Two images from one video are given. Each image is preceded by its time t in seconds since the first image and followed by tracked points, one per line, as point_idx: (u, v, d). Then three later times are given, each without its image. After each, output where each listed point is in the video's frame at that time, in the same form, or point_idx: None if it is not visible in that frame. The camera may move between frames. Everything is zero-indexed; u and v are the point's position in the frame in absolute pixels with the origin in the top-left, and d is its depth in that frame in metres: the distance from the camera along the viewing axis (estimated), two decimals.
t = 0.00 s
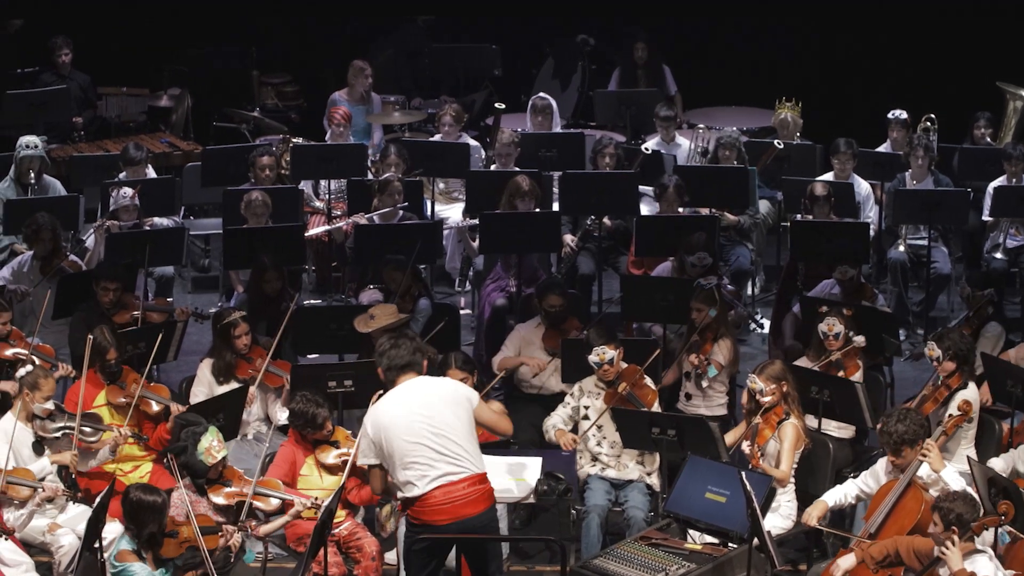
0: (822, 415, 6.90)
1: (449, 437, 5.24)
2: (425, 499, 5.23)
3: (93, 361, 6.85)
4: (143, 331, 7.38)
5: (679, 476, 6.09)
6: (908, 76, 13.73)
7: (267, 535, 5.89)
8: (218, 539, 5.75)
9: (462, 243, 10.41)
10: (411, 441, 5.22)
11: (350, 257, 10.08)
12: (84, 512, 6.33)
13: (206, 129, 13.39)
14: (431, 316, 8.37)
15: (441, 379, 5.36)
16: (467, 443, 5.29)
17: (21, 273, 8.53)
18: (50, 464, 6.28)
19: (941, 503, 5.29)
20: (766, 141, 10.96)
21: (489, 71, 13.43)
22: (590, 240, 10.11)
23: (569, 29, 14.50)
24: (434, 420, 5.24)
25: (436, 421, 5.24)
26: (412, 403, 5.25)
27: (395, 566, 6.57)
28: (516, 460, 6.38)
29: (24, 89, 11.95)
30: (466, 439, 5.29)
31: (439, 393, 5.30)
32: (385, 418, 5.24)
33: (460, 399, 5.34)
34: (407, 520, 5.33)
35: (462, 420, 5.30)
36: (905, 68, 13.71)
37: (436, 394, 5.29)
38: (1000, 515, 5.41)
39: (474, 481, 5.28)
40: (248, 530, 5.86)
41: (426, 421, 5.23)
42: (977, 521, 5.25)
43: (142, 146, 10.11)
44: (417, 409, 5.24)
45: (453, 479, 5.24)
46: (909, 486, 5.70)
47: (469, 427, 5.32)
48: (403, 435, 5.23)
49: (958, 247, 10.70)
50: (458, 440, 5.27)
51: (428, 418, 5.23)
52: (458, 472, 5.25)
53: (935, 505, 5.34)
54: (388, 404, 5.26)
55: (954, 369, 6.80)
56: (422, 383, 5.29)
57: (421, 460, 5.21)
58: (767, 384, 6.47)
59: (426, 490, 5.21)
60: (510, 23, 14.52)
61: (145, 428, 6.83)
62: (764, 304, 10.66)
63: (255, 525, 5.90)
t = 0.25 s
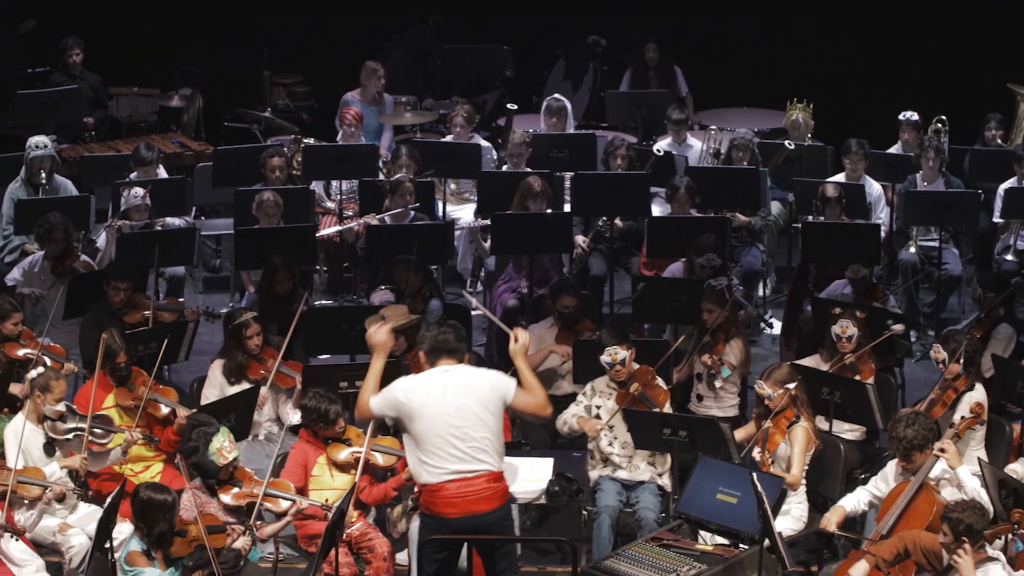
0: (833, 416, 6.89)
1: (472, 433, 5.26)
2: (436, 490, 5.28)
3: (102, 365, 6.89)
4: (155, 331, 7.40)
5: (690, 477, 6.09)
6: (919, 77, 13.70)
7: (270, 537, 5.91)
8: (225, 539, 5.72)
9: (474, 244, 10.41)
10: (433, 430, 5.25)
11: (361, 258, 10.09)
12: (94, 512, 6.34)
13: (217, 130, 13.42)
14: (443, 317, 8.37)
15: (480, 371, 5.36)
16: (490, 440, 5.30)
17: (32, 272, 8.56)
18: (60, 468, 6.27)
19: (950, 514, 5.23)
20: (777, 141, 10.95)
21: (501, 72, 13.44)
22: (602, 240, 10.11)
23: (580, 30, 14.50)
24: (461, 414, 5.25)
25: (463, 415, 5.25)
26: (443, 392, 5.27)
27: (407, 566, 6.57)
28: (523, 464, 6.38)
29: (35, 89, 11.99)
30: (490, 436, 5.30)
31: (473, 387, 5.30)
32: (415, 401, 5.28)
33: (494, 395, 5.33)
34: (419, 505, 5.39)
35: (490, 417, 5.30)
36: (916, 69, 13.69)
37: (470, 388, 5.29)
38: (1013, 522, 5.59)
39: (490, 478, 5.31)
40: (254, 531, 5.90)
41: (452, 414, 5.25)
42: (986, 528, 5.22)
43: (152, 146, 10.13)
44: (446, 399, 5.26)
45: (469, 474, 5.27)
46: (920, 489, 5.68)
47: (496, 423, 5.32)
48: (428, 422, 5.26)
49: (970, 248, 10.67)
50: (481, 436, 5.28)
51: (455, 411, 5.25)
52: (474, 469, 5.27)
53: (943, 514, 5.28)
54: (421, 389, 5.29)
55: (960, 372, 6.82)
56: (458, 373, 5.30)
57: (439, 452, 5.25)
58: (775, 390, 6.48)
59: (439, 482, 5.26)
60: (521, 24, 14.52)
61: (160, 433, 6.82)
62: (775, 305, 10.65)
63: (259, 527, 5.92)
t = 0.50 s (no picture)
0: (856, 418, 6.86)
1: (516, 436, 5.33)
2: (476, 489, 5.36)
3: (122, 362, 6.88)
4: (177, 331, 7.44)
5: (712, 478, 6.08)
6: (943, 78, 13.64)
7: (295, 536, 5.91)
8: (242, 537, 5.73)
9: (497, 244, 10.42)
10: (478, 431, 5.33)
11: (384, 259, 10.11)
12: (115, 512, 6.39)
13: (240, 130, 13.47)
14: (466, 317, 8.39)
15: (529, 376, 5.43)
16: (533, 443, 5.36)
17: (54, 272, 8.61)
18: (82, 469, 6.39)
19: (974, 516, 5.31)
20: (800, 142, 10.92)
21: (524, 73, 13.43)
22: (624, 241, 10.10)
23: (603, 31, 14.49)
24: (506, 417, 5.32)
25: (508, 419, 5.32)
26: (490, 394, 5.35)
27: (429, 566, 6.59)
28: (549, 462, 6.34)
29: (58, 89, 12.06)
30: (533, 439, 5.36)
31: (520, 391, 5.37)
32: (462, 401, 5.36)
33: (541, 400, 5.39)
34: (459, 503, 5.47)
35: (535, 421, 5.36)
36: (940, 71, 13.62)
37: (517, 391, 5.36)
38: None
39: (530, 481, 5.37)
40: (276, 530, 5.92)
41: (497, 416, 5.32)
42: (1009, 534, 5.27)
43: (175, 146, 10.17)
44: (493, 401, 5.34)
45: (510, 476, 5.34)
46: (942, 489, 5.67)
47: (541, 428, 5.38)
48: (474, 423, 5.34)
49: (994, 250, 10.61)
50: (525, 439, 5.34)
51: (501, 414, 5.32)
52: (515, 471, 5.34)
53: (966, 518, 5.36)
54: (470, 389, 5.37)
55: (978, 373, 6.78)
56: (506, 376, 5.37)
57: (482, 452, 5.33)
58: (796, 393, 6.51)
59: (480, 482, 5.34)
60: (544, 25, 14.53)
61: (184, 433, 6.79)
62: (798, 307, 10.62)
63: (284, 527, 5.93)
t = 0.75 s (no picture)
0: (870, 418, 6.85)
1: (548, 426, 5.27)
2: (504, 477, 5.31)
3: (136, 358, 6.92)
4: (190, 331, 7.47)
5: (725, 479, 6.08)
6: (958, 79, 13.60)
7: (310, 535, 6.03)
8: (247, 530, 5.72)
9: (511, 245, 10.43)
10: (509, 419, 5.28)
11: (399, 258, 10.13)
12: (130, 512, 6.44)
13: (255, 130, 13.50)
14: (480, 318, 8.40)
15: (564, 366, 5.34)
16: (564, 433, 5.31)
17: (67, 273, 8.65)
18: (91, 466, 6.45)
19: (985, 514, 5.23)
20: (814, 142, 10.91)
21: (538, 73, 13.43)
22: (639, 242, 10.10)
23: (617, 31, 14.49)
24: (539, 406, 5.27)
25: (540, 409, 5.27)
26: (524, 383, 5.29)
27: (442, 567, 6.60)
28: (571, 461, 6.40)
29: (73, 89, 12.09)
30: (564, 429, 5.31)
31: (554, 381, 5.30)
32: (495, 389, 5.30)
33: (575, 391, 5.32)
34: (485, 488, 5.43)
35: (567, 412, 5.30)
36: (955, 72, 13.59)
37: (551, 382, 5.30)
38: None
39: (558, 470, 5.32)
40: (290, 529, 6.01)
41: (528, 407, 5.27)
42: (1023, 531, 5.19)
43: (189, 146, 10.20)
44: (527, 390, 5.28)
45: (538, 464, 5.29)
46: (955, 490, 5.65)
47: (573, 419, 5.32)
48: (505, 412, 5.29)
49: (1008, 251, 10.58)
50: (556, 429, 5.29)
51: (534, 404, 5.27)
52: (545, 460, 5.29)
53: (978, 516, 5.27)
54: (504, 378, 5.31)
55: (995, 374, 6.77)
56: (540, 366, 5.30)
57: (512, 440, 5.28)
58: (811, 391, 6.48)
59: (508, 470, 5.29)
60: (558, 25, 14.53)
61: (195, 429, 6.69)
62: (812, 307, 10.61)
63: (298, 526, 6.05)
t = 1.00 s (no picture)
0: (882, 419, 6.83)
1: (563, 435, 5.12)
2: (518, 484, 5.19)
3: (148, 356, 6.93)
4: (203, 331, 7.48)
5: (738, 480, 6.08)
6: (971, 79, 13.56)
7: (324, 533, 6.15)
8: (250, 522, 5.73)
9: (523, 245, 10.43)
10: (523, 429, 5.11)
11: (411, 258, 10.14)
12: (144, 511, 6.43)
13: (267, 130, 13.52)
14: (492, 318, 8.40)
15: (578, 374, 5.16)
16: (578, 439, 5.17)
17: (79, 272, 8.67)
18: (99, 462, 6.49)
19: (1006, 504, 5.33)
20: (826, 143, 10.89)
21: (551, 73, 13.43)
22: (651, 242, 10.09)
23: (630, 30, 14.48)
24: (554, 416, 5.10)
25: (556, 419, 5.10)
26: (539, 392, 5.10)
27: (454, 567, 6.60)
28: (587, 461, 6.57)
29: (85, 88, 12.11)
30: (579, 435, 5.17)
31: (569, 389, 5.13)
32: (508, 399, 5.11)
33: (590, 397, 5.16)
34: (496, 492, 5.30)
35: (581, 420, 5.15)
36: (968, 72, 13.55)
37: (566, 390, 5.12)
38: None
39: (571, 475, 5.19)
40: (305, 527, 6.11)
41: (543, 418, 5.10)
42: None
43: (202, 146, 10.21)
44: (541, 400, 5.10)
45: (552, 471, 5.15)
46: (966, 489, 5.60)
47: (587, 425, 5.18)
48: (518, 421, 5.12)
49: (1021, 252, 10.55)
50: (570, 437, 5.15)
51: (549, 414, 5.10)
52: (559, 468, 5.15)
53: (999, 507, 5.36)
54: (517, 387, 5.11)
55: (1011, 374, 6.79)
56: (555, 376, 5.12)
57: (526, 450, 5.13)
58: (825, 385, 6.45)
59: (522, 479, 5.16)
60: (571, 25, 14.52)
61: (205, 425, 6.86)
62: (824, 307, 10.59)
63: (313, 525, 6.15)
